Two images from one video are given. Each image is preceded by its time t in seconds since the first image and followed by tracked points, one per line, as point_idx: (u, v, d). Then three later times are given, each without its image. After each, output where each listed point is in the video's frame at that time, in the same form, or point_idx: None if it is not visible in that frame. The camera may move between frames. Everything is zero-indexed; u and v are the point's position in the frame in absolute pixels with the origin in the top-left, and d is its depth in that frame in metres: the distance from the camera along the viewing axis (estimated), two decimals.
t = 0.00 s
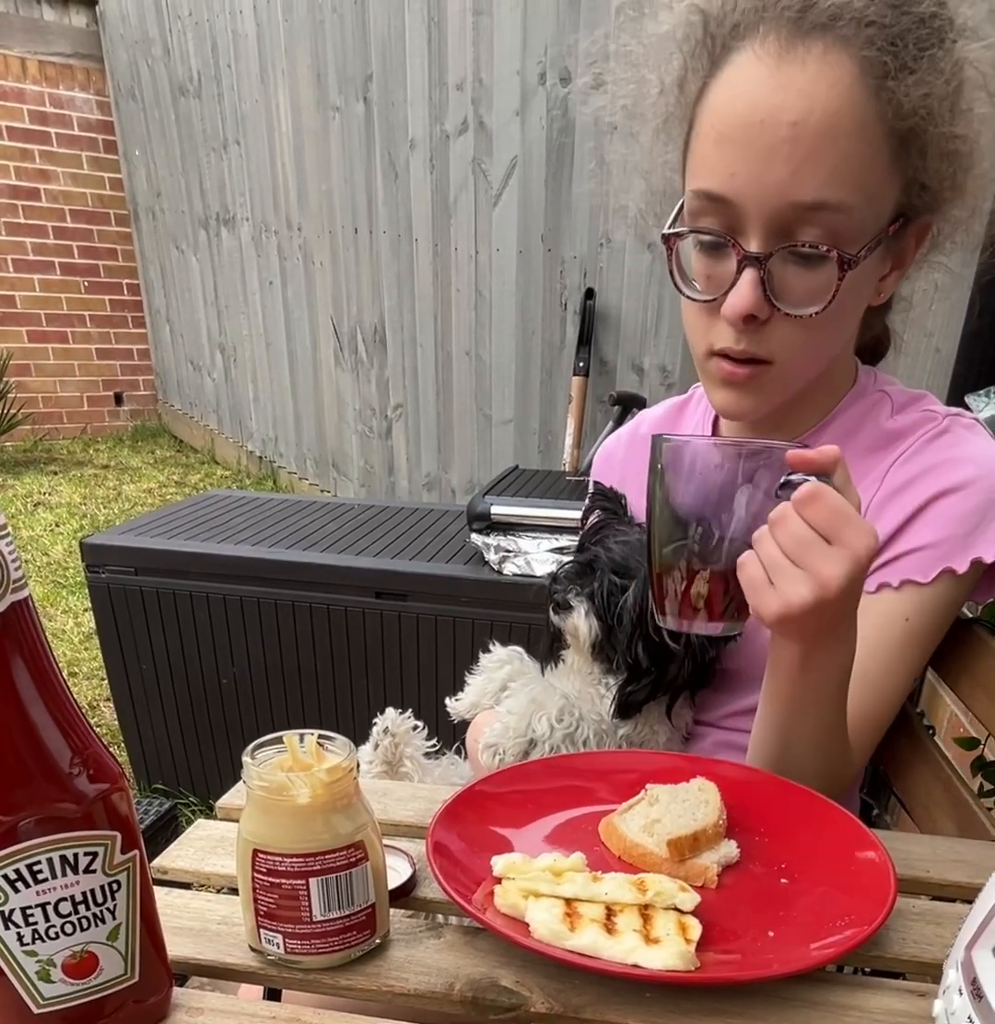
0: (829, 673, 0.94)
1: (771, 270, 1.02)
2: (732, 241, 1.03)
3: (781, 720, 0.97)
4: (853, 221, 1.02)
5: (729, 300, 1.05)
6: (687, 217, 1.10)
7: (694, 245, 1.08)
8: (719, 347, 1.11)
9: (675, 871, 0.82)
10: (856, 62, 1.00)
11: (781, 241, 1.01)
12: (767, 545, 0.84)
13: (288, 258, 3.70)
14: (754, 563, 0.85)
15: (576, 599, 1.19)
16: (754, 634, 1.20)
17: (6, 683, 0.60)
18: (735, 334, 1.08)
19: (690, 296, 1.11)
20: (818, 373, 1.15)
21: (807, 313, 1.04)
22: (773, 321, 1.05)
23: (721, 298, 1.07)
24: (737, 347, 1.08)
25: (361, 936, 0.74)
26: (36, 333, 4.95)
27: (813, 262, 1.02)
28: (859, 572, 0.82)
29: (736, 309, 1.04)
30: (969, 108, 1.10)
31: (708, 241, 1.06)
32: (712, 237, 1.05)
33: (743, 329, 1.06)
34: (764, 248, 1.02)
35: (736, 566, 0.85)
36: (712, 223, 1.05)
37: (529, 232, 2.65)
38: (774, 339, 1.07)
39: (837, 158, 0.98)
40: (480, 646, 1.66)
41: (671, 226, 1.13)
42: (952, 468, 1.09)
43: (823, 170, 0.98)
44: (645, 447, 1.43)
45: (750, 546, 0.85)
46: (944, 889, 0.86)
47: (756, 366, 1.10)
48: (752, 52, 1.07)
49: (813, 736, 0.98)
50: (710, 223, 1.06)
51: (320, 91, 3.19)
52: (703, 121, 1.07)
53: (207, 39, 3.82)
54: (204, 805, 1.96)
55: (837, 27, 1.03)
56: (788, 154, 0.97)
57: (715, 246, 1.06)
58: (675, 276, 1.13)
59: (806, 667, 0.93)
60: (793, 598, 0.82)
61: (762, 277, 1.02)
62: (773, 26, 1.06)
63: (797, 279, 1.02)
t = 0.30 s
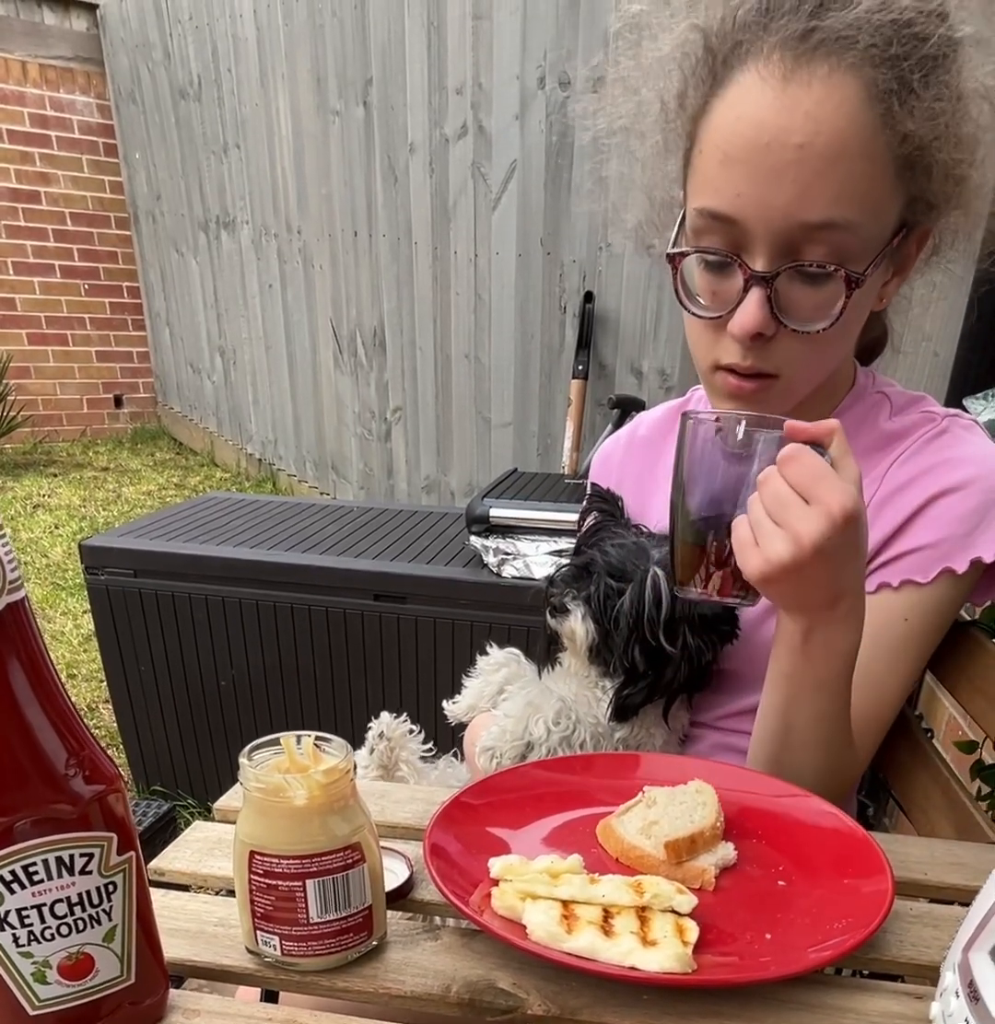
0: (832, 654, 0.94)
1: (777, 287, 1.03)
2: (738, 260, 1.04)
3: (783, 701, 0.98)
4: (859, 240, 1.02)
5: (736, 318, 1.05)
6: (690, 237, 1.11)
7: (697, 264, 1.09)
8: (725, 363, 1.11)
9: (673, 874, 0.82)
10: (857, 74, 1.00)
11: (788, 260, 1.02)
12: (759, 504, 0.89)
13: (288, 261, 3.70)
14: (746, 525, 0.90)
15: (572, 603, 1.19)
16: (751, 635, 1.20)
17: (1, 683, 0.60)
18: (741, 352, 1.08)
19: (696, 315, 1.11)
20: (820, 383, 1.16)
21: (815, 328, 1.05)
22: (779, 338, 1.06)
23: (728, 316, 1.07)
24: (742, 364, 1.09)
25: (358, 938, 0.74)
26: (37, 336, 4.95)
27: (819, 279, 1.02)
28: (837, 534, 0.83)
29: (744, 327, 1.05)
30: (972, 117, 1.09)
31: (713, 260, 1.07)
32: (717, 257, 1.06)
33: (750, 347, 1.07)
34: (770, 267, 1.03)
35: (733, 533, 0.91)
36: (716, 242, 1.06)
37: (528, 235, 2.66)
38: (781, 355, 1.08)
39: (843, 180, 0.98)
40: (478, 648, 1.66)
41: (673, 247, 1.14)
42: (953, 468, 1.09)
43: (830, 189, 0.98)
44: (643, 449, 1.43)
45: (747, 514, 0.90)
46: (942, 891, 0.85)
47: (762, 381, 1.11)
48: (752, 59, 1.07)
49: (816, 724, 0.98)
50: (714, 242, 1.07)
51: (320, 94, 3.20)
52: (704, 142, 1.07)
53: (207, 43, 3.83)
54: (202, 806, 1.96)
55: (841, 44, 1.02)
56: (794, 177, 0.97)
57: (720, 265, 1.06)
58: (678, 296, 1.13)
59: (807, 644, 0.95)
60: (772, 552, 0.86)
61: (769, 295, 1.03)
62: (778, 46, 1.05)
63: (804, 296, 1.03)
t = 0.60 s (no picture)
0: (819, 654, 0.94)
1: (775, 305, 1.04)
2: (737, 277, 1.05)
3: (773, 702, 0.99)
4: (858, 261, 1.03)
5: (733, 334, 1.06)
6: (689, 252, 1.11)
7: (696, 278, 1.09)
8: (724, 374, 1.13)
9: (671, 881, 0.83)
10: (857, 89, 1.01)
11: (785, 279, 1.03)
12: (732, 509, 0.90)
13: (289, 266, 3.70)
14: (720, 531, 0.91)
15: (572, 609, 1.19)
16: (750, 641, 1.20)
17: (3, 692, 0.60)
18: (739, 367, 1.10)
19: (694, 327, 1.12)
20: (817, 396, 1.17)
21: (811, 347, 1.06)
22: (777, 355, 1.07)
23: (726, 331, 1.08)
24: (740, 377, 1.11)
25: (358, 945, 0.74)
26: (38, 339, 4.96)
27: (816, 297, 1.03)
28: (803, 531, 0.84)
29: (741, 344, 1.05)
30: (973, 130, 1.09)
31: (712, 276, 1.07)
32: (716, 274, 1.06)
33: (747, 363, 1.08)
34: (768, 285, 1.03)
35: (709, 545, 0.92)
36: (715, 258, 1.06)
37: (528, 240, 2.66)
38: (777, 372, 1.09)
39: (843, 200, 0.98)
40: (478, 653, 1.66)
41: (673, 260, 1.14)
42: (950, 473, 1.10)
43: (830, 210, 0.98)
44: (644, 456, 1.43)
45: (722, 522, 0.91)
46: (940, 898, 0.86)
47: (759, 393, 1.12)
48: (753, 70, 1.07)
49: (808, 727, 0.98)
50: (713, 258, 1.07)
51: (321, 100, 3.20)
52: (704, 159, 1.07)
53: (209, 48, 3.83)
54: (202, 810, 1.96)
55: (842, 61, 1.02)
56: (793, 198, 0.98)
57: (718, 280, 1.07)
58: (677, 309, 1.14)
59: (793, 646, 0.95)
60: (744, 552, 0.87)
61: (767, 313, 1.04)
62: (778, 66, 1.04)
63: (801, 313, 1.04)
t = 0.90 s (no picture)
0: (806, 655, 0.95)
1: (775, 316, 1.04)
2: (736, 289, 1.05)
3: (761, 704, 0.99)
4: (857, 272, 1.03)
5: (733, 345, 1.06)
6: (689, 262, 1.12)
7: (695, 288, 1.10)
8: (723, 383, 1.13)
9: (673, 884, 0.83)
10: (858, 100, 1.01)
11: (785, 291, 1.03)
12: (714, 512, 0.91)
13: (291, 269, 3.71)
14: (704, 532, 0.92)
15: (568, 611, 1.19)
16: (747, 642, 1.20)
17: (9, 695, 0.61)
18: (739, 376, 1.10)
19: (693, 336, 1.12)
20: (816, 401, 1.17)
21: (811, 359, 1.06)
22: (775, 365, 1.07)
23: (725, 341, 1.08)
24: (740, 386, 1.11)
25: (361, 947, 0.74)
26: (40, 342, 4.96)
27: (816, 310, 1.03)
28: (780, 531, 0.85)
29: (741, 355, 1.06)
30: (973, 140, 1.10)
31: (712, 287, 1.07)
32: (715, 285, 1.06)
33: (747, 372, 1.08)
34: (768, 297, 1.03)
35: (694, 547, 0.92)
36: (715, 269, 1.07)
37: (530, 244, 2.66)
38: (776, 380, 1.09)
39: (842, 215, 0.99)
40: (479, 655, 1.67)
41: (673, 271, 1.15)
42: (946, 476, 1.10)
43: (830, 224, 0.99)
44: (642, 461, 1.44)
45: (705, 522, 0.92)
46: (941, 902, 0.86)
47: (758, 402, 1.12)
48: (754, 80, 1.08)
49: (797, 728, 0.98)
50: (713, 267, 1.07)
51: (323, 104, 3.21)
52: (705, 170, 1.08)
53: (211, 52, 3.84)
54: (203, 812, 1.97)
55: (844, 73, 1.02)
56: (794, 212, 0.98)
57: (717, 291, 1.07)
58: (677, 318, 1.14)
59: (778, 647, 0.95)
60: (724, 553, 0.88)
61: (767, 324, 1.04)
62: (781, 78, 1.05)
63: (801, 325, 1.04)
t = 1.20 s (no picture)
0: (800, 656, 0.95)
1: (773, 323, 1.04)
2: (734, 296, 1.05)
3: (757, 704, 0.99)
4: (853, 279, 1.03)
5: (731, 352, 1.07)
6: (686, 270, 1.12)
7: (693, 296, 1.10)
8: (722, 390, 1.13)
9: (675, 887, 0.83)
10: (856, 107, 1.02)
11: (783, 297, 1.03)
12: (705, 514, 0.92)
13: (292, 271, 3.71)
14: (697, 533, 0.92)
15: (573, 611, 1.20)
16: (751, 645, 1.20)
17: (14, 698, 0.61)
18: (738, 382, 1.10)
19: (692, 344, 1.13)
20: (816, 404, 1.17)
21: (810, 363, 1.07)
22: (774, 371, 1.08)
23: (724, 348, 1.08)
24: (740, 392, 1.11)
25: (363, 950, 0.74)
26: (41, 343, 4.97)
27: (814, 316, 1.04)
28: (767, 532, 0.85)
29: (739, 362, 1.06)
30: (969, 146, 1.10)
31: (709, 295, 1.08)
32: (713, 292, 1.07)
33: (746, 378, 1.09)
34: (766, 303, 1.04)
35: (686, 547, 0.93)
36: (712, 278, 1.07)
37: (531, 247, 2.67)
38: (775, 386, 1.09)
39: (838, 225, 1.00)
40: (481, 657, 1.67)
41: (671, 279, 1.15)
42: (944, 479, 1.10)
43: (825, 233, 0.99)
44: (646, 463, 1.44)
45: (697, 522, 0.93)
46: (941, 905, 0.86)
47: (757, 407, 1.12)
48: (753, 85, 1.08)
49: (793, 730, 0.98)
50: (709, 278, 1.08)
51: (325, 107, 3.21)
52: (701, 180, 1.09)
53: (213, 54, 3.84)
54: (204, 814, 1.97)
55: (839, 81, 1.03)
56: (789, 221, 0.99)
57: (716, 299, 1.07)
58: (675, 325, 1.15)
59: (772, 648, 0.96)
60: (714, 553, 0.89)
61: (765, 330, 1.04)
62: (774, 88, 1.06)
63: (799, 330, 1.04)
